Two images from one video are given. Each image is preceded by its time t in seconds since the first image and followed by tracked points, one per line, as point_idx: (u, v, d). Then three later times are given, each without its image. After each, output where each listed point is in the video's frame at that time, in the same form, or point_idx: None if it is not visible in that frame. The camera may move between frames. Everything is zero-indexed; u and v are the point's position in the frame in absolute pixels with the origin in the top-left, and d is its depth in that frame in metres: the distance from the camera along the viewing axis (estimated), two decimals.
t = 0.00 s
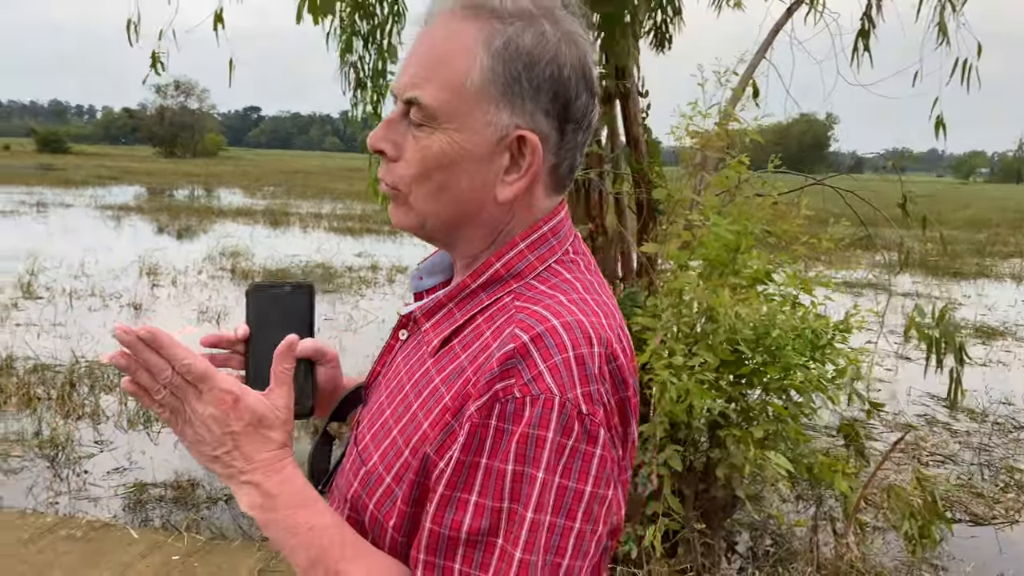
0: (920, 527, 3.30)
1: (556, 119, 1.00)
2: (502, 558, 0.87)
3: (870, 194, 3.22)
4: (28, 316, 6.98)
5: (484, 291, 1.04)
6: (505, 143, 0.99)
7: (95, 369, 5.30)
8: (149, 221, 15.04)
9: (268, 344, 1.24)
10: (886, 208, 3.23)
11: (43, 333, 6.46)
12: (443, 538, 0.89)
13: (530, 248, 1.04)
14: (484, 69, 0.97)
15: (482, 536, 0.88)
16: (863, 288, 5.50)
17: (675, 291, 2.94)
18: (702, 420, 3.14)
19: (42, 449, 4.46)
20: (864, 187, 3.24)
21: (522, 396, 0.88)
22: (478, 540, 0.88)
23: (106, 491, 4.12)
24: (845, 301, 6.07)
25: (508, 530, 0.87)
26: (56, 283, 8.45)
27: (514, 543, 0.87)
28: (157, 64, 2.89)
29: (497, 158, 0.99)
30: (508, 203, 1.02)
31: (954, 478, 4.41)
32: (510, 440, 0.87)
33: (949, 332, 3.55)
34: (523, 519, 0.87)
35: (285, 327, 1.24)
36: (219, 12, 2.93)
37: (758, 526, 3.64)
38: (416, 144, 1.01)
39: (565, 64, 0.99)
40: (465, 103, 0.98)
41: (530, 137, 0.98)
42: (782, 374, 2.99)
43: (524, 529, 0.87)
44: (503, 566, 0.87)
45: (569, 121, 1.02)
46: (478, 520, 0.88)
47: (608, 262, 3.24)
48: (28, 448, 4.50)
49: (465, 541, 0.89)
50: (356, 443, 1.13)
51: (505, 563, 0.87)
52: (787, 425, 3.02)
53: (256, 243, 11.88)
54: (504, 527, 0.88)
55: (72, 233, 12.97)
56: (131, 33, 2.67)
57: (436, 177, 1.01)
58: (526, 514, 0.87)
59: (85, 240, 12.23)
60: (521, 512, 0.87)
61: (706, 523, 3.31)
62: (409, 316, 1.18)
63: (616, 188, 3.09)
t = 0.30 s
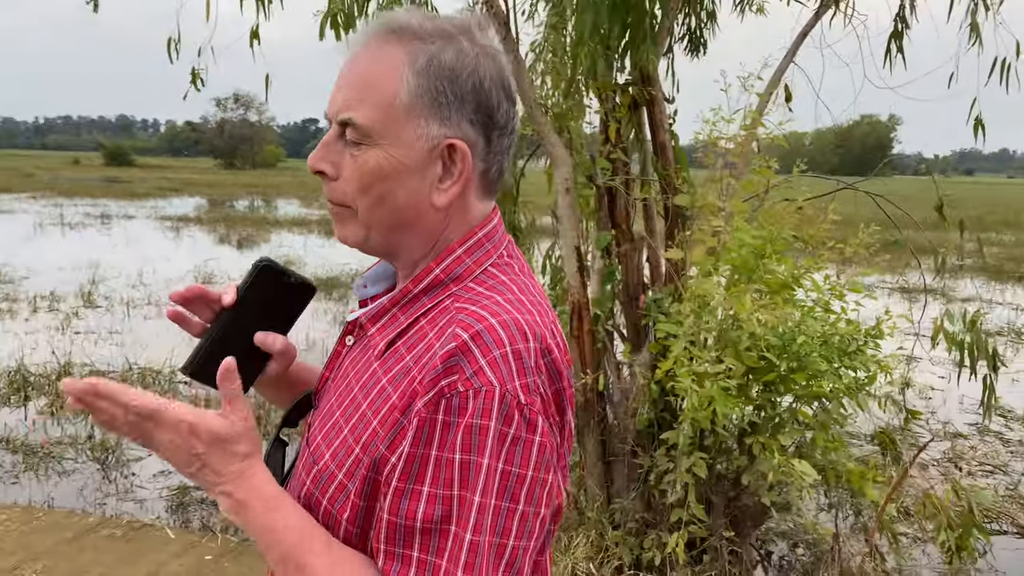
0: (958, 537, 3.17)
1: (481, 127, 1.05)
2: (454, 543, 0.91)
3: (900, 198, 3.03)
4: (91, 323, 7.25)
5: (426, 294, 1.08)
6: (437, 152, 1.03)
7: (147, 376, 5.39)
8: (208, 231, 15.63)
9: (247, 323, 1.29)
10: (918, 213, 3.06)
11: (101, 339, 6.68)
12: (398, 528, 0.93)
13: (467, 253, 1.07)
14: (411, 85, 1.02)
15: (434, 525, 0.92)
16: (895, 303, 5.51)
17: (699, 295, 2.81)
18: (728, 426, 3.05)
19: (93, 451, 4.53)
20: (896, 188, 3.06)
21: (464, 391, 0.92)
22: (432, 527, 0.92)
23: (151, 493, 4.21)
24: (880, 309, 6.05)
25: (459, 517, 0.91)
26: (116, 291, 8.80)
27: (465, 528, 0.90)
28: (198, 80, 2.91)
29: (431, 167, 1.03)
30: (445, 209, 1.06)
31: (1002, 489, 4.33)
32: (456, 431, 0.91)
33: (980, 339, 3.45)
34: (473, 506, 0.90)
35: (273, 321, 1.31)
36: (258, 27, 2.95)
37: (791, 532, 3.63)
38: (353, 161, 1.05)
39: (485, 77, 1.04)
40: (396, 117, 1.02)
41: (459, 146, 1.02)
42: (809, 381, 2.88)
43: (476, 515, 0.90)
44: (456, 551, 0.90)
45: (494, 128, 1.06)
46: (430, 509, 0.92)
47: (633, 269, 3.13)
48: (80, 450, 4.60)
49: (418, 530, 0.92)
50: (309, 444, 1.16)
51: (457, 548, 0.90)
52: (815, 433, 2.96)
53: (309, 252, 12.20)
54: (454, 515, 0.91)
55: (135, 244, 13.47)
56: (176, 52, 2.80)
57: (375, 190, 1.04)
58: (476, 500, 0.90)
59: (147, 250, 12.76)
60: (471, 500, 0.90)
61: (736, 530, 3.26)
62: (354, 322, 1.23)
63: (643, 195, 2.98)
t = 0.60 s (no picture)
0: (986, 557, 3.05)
1: (454, 168, 1.15)
2: (474, 557, 0.96)
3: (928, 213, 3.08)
4: (135, 335, 7.52)
5: (407, 326, 1.15)
6: (417, 193, 1.11)
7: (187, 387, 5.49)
8: (251, 243, 16.08)
9: (218, 396, 1.33)
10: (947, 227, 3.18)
11: (144, 351, 6.92)
12: (419, 550, 0.98)
13: (442, 285, 1.16)
14: (395, 133, 1.10)
15: (451, 543, 0.97)
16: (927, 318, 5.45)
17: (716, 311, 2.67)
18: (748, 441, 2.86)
19: (134, 461, 4.65)
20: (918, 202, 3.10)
21: (466, 414, 0.99)
22: (451, 545, 0.97)
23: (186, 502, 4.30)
24: (904, 322, 6.05)
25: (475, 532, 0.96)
26: (161, 303, 9.09)
27: (485, 541, 0.96)
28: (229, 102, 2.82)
29: (412, 207, 1.11)
30: (424, 243, 1.14)
31: None
32: (464, 452, 0.98)
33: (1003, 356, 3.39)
34: (487, 520, 0.96)
35: (247, 395, 1.35)
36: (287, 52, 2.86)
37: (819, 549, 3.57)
38: (339, 204, 1.11)
39: (457, 123, 1.15)
40: (381, 162, 1.09)
41: (439, 187, 1.12)
42: (830, 396, 2.67)
43: (493, 527, 0.97)
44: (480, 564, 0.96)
45: (463, 168, 1.17)
46: (447, 527, 0.97)
47: (654, 284, 2.95)
48: (122, 460, 4.70)
49: (438, 549, 0.97)
50: (300, 474, 1.22)
51: (480, 561, 0.96)
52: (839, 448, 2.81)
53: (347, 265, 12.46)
54: (472, 531, 0.96)
55: (181, 257, 13.90)
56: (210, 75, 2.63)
57: (362, 230, 1.11)
58: (490, 515, 0.97)
59: (190, 262, 13.15)
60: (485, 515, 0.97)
61: (759, 545, 3.09)
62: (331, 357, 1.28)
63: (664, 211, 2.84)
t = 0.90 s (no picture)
0: None
1: (467, 192, 1.20)
2: (530, 559, 1.00)
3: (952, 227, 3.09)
4: (164, 342, 7.72)
5: (433, 345, 1.16)
6: (439, 219, 1.15)
7: (214, 395, 5.61)
8: (278, 252, 16.33)
9: (254, 442, 1.26)
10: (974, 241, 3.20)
11: (173, 358, 7.09)
12: (475, 556, 1.00)
13: (463, 303, 1.19)
14: (416, 163, 1.11)
15: (506, 547, 1.00)
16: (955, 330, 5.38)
17: (741, 327, 2.66)
18: (771, 455, 2.86)
19: (162, 467, 4.73)
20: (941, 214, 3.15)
21: (512, 426, 1.02)
22: (505, 548, 1.00)
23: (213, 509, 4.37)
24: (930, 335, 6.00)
25: (527, 535, 1.00)
26: (190, 311, 9.30)
27: (537, 542, 1.00)
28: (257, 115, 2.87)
29: (436, 233, 1.14)
30: (447, 266, 1.18)
31: None
32: (511, 462, 1.01)
33: None
34: (539, 524, 1.01)
35: (276, 437, 1.29)
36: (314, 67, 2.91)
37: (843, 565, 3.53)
38: (368, 237, 1.11)
39: (465, 148, 1.19)
40: (406, 193, 1.11)
41: (459, 212, 1.16)
42: (853, 411, 2.68)
43: (544, 529, 1.01)
44: (537, 564, 1.00)
45: (473, 190, 1.22)
46: (502, 533, 1.00)
47: (676, 297, 2.98)
48: (150, 466, 4.79)
49: (493, 555, 1.00)
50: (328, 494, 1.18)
51: (534, 560, 1.00)
52: (863, 462, 2.83)
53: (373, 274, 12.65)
54: (527, 534, 1.00)
55: (210, 265, 14.21)
56: (240, 91, 2.77)
57: (392, 261, 1.12)
58: (542, 518, 1.01)
59: (219, 270, 13.42)
60: (534, 518, 1.01)
61: (780, 560, 3.12)
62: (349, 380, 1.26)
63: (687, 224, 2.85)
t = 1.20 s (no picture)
0: None
1: (493, 205, 1.25)
2: (556, 565, 1.04)
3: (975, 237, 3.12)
4: (188, 346, 7.91)
5: (460, 355, 1.21)
6: (465, 234, 1.20)
7: (237, 399, 5.76)
8: (300, 257, 16.60)
9: (285, 475, 1.30)
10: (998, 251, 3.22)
11: (197, 362, 7.25)
12: (501, 562, 1.04)
13: (490, 315, 1.24)
14: (440, 182, 1.17)
15: (532, 554, 1.04)
16: (977, 341, 5.34)
17: (763, 336, 2.70)
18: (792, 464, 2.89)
19: (186, 470, 4.75)
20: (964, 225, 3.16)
21: (537, 435, 1.06)
22: (530, 554, 1.04)
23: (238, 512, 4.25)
24: (952, 346, 5.94)
25: (552, 541, 1.04)
26: (213, 316, 9.50)
27: (561, 548, 1.04)
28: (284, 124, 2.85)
29: (462, 248, 1.20)
30: (473, 278, 1.23)
31: None
32: (536, 470, 1.05)
33: None
34: (564, 531, 1.04)
35: (304, 468, 1.31)
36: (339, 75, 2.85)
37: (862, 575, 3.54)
38: (398, 254, 1.18)
39: (489, 163, 1.24)
40: (432, 211, 1.17)
41: (484, 227, 1.21)
42: (874, 421, 2.69)
43: (571, 535, 1.05)
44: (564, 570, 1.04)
45: (498, 203, 1.27)
46: (529, 541, 1.04)
47: (697, 306, 3.04)
48: (174, 469, 4.79)
49: (519, 561, 1.04)
50: (359, 501, 1.24)
51: (559, 566, 1.03)
52: (884, 472, 2.85)
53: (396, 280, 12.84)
54: (553, 541, 1.04)
55: (233, 270, 14.47)
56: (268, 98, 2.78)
57: (419, 275, 1.18)
58: (568, 525, 1.05)
59: (242, 275, 13.67)
60: (559, 525, 1.04)
61: (801, 570, 3.13)
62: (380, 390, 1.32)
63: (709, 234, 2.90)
